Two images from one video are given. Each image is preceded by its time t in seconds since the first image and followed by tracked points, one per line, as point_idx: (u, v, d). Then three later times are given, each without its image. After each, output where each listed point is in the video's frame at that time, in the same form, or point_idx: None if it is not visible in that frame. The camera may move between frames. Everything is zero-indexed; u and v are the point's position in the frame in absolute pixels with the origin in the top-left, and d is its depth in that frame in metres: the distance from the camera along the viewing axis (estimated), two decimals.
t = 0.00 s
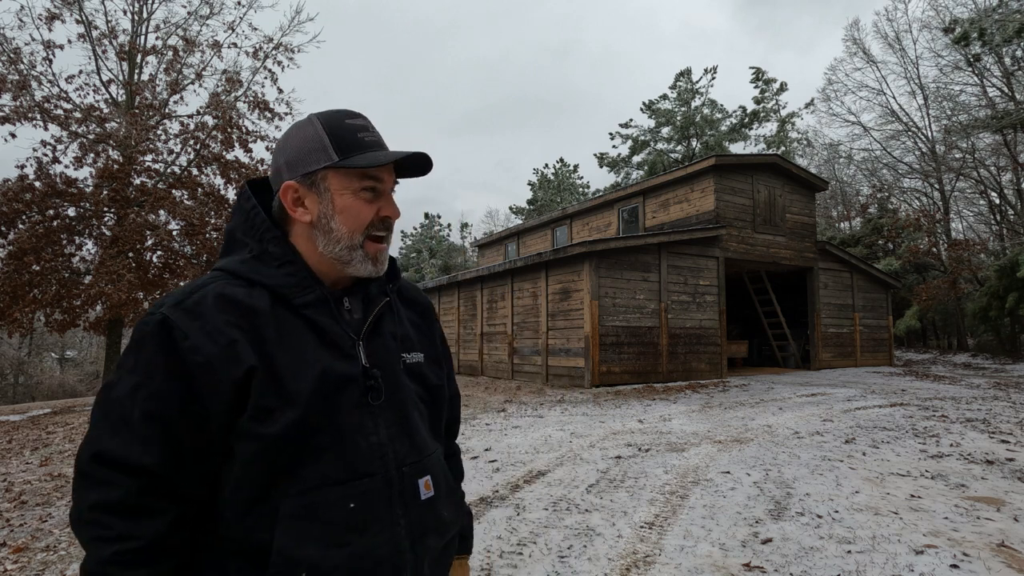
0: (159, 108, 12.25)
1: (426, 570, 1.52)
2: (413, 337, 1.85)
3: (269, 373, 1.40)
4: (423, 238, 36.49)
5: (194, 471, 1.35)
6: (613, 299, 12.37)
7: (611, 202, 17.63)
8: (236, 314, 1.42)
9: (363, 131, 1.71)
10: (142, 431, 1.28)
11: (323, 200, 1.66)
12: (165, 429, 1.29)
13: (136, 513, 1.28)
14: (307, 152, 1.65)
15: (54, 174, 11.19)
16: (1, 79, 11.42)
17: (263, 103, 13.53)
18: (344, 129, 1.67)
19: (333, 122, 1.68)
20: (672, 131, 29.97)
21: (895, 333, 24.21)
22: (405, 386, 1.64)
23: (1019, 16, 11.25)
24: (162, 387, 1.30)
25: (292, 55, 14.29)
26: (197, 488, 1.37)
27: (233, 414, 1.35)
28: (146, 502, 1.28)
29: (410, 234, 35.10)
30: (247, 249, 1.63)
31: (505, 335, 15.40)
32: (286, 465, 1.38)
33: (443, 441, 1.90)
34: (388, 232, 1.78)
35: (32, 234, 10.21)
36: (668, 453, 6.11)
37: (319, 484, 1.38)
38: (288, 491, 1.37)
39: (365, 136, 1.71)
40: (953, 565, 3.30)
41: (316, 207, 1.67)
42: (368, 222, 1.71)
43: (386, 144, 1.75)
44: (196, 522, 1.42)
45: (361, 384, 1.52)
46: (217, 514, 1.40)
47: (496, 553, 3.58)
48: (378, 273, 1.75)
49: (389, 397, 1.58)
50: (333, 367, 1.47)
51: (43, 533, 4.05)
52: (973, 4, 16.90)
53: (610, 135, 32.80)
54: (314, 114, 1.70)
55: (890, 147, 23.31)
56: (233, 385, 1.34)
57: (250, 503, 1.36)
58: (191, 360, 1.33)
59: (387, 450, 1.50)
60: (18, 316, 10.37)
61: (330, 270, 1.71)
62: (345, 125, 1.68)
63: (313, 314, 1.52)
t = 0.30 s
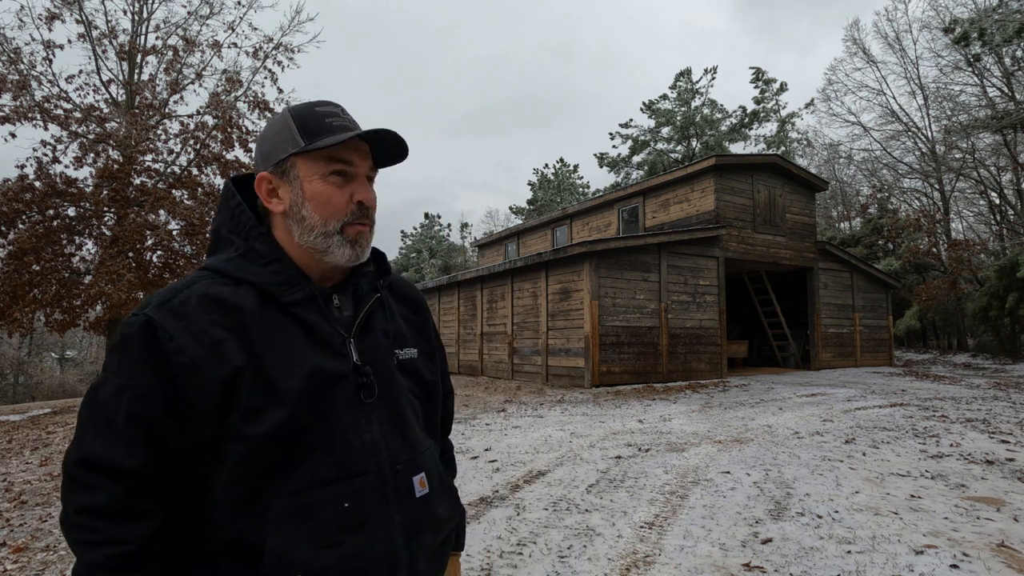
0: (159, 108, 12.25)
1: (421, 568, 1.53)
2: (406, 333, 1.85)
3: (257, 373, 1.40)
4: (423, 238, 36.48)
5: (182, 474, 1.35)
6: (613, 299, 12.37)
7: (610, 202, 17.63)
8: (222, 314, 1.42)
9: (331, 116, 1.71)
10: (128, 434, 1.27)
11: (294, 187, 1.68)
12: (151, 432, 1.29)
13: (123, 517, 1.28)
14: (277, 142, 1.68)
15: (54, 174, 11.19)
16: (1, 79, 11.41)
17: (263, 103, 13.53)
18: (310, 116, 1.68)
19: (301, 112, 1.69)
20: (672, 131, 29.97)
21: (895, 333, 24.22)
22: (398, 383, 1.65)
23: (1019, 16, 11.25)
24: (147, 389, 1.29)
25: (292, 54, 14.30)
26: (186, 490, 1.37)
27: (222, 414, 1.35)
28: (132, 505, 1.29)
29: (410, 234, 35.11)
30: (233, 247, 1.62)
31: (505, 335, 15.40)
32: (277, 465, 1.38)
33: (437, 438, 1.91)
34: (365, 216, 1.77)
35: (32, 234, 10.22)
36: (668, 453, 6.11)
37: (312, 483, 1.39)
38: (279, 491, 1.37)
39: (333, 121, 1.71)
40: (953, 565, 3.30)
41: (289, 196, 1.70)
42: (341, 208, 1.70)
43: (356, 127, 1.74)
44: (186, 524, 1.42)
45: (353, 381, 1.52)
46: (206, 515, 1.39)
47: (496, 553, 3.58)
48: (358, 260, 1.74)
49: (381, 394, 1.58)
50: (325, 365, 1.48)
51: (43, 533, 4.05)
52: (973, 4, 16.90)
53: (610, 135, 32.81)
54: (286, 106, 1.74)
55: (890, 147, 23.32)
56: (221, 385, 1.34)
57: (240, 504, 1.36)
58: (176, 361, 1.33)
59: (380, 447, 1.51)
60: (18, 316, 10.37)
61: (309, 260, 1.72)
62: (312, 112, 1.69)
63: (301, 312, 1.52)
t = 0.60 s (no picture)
0: (159, 108, 12.24)
1: None
2: (406, 335, 1.81)
3: (239, 374, 1.42)
4: (423, 238, 36.47)
5: (168, 469, 1.38)
6: (613, 299, 12.38)
7: (611, 202, 17.62)
8: (211, 312, 1.45)
9: (321, 113, 1.70)
10: (113, 428, 1.31)
11: (284, 186, 1.70)
12: (135, 426, 1.32)
13: (111, 506, 1.32)
14: (270, 141, 1.72)
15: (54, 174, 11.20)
16: (1, 79, 11.41)
17: (263, 103, 13.55)
18: (300, 114, 1.69)
19: (293, 111, 1.71)
20: (672, 131, 29.98)
21: (895, 333, 24.22)
22: (389, 387, 1.62)
23: (1019, 16, 11.24)
24: (133, 385, 1.33)
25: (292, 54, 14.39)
26: (176, 485, 1.40)
27: (205, 412, 1.37)
28: (119, 497, 1.33)
29: (410, 234, 35.11)
30: (232, 245, 1.68)
31: (505, 335, 15.40)
32: (259, 466, 1.39)
33: (439, 444, 1.87)
34: (355, 214, 1.75)
35: (32, 234, 10.23)
36: (668, 453, 6.12)
37: (294, 486, 1.38)
38: (259, 492, 1.37)
39: (323, 117, 1.70)
40: (953, 565, 3.31)
41: (279, 193, 1.72)
42: (328, 204, 1.70)
43: (346, 123, 1.72)
44: (179, 517, 1.46)
45: (339, 384, 1.51)
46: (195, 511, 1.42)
47: (496, 553, 3.58)
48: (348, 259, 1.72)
49: (369, 398, 1.56)
50: (310, 366, 1.47)
51: (44, 533, 4.05)
52: (973, 4, 16.90)
53: (610, 135, 32.82)
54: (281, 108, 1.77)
55: (890, 147, 23.31)
56: (202, 382, 1.36)
57: (222, 502, 1.38)
58: (162, 358, 1.36)
59: (365, 453, 1.48)
60: (18, 316, 10.37)
61: (300, 258, 1.73)
62: (303, 110, 1.70)
63: (291, 312, 1.53)
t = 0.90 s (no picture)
0: (159, 108, 12.24)
1: None
2: (408, 334, 1.74)
3: (226, 362, 1.46)
4: (424, 238, 36.49)
5: (163, 452, 1.44)
6: (613, 299, 12.37)
7: (610, 202, 17.61)
8: (211, 304, 1.53)
9: (318, 116, 1.73)
10: (115, 410, 1.41)
11: (284, 187, 1.75)
12: (132, 409, 1.40)
13: (113, 481, 1.40)
14: (275, 146, 1.78)
15: (54, 174, 11.20)
16: (1, 79, 11.41)
17: (263, 104, 13.57)
18: (299, 119, 1.73)
19: (295, 115, 1.76)
20: (672, 131, 29.97)
21: (895, 333, 24.23)
22: (377, 384, 1.58)
23: (1019, 16, 11.25)
24: (135, 369, 1.42)
25: (293, 55, 14.45)
26: (171, 468, 1.47)
27: (194, 398, 1.42)
28: (119, 474, 1.40)
29: (410, 234, 35.05)
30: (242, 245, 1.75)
31: (505, 335, 15.40)
32: (240, 454, 1.42)
33: (448, 451, 1.76)
34: (350, 215, 1.76)
35: (32, 234, 10.23)
36: (668, 453, 6.12)
37: (268, 478, 1.40)
38: (236, 480, 1.40)
39: (319, 120, 1.72)
40: (953, 566, 3.30)
41: (280, 195, 1.78)
42: (322, 205, 1.73)
43: (341, 125, 1.73)
44: (178, 502, 1.52)
45: (322, 380, 1.51)
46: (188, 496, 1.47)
47: (496, 553, 3.58)
48: (342, 261, 1.72)
49: (354, 395, 1.53)
50: (293, 360, 1.49)
51: (43, 533, 4.05)
52: (973, 5, 16.92)
53: (610, 135, 32.85)
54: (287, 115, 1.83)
55: (890, 147, 23.31)
56: (191, 368, 1.42)
57: (207, 488, 1.41)
58: (162, 346, 1.45)
59: (343, 449, 1.47)
60: (19, 316, 10.38)
61: (300, 258, 1.76)
62: (303, 114, 1.74)
63: (286, 306, 1.57)
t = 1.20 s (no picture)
0: (159, 108, 12.25)
1: None
2: (413, 331, 1.67)
3: (226, 355, 1.51)
4: (423, 238, 36.49)
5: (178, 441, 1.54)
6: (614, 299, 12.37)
7: (610, 202, 17.61)
8: (222, 301, 1.61)
9: (325, 121, 1.75)
10: (141, 398, 1.54)
11: (296, 191, 1.79)
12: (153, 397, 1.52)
13: (136, 467, 1.53)
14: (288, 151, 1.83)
15: (55, 174, 11.22)
16: (1, 79, 11.42)
17: (263, 104, 13.58)
18: (309, 123, 1.76)
19: (308, 121, 1.79)
20: (672, 131, 29.97)
21: (895, 333, 24.23)
22: (375, 380, 1.54)
23: (1019, 16, 11.25)
24: (157, 361, 1.55)
25: (292, 55, 15.06)
26: (185, 455, 1.56)
27: (200, 389, 1.49)
28: (142, 460, 1.53)
29: (410, 234, 35.04)
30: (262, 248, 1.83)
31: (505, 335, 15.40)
32: (236, 445, 1.45)
33: (459, 455, 1.66)
34: (355, 216, 1.75)
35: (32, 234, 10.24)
36: (668, 453, 6.12)
37: (261, 469, 1.43)
38: (234, 470, 1.45)
39: (327, 125, 1.74)
40: (953, 565, 3.30)
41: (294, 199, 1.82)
42: (328, 207, 1.74)
43: (348, 129, 1.74)
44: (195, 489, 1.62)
45: (318, 375, 1.51)
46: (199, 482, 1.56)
47: (496, 553, 3.58)
48: (348, 261, 1.72)
49: (352, 391, 1.52)
50: (290, 355, 1.51)
51: (44, 533, 4.05)
52: (973, 5, 16.92)
53: (610, 135, 32.83)
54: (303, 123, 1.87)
55: (890, 147, 23.30)
56: (199, 361, 1.50)
57: (209, 477, 1.46)
58: (179, 341, 1.56)
59: (336, 445, 1.46)
60: (18, 316, 10.37)
61: (311, 260, 1.80)
62: (314, 120, 1.77)
63: (291, 304, 1.61)
